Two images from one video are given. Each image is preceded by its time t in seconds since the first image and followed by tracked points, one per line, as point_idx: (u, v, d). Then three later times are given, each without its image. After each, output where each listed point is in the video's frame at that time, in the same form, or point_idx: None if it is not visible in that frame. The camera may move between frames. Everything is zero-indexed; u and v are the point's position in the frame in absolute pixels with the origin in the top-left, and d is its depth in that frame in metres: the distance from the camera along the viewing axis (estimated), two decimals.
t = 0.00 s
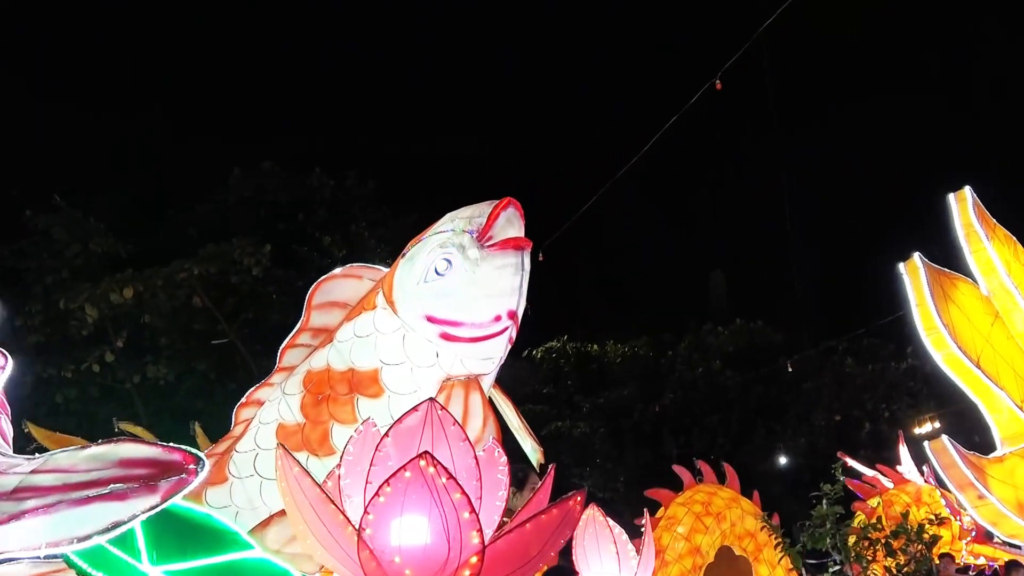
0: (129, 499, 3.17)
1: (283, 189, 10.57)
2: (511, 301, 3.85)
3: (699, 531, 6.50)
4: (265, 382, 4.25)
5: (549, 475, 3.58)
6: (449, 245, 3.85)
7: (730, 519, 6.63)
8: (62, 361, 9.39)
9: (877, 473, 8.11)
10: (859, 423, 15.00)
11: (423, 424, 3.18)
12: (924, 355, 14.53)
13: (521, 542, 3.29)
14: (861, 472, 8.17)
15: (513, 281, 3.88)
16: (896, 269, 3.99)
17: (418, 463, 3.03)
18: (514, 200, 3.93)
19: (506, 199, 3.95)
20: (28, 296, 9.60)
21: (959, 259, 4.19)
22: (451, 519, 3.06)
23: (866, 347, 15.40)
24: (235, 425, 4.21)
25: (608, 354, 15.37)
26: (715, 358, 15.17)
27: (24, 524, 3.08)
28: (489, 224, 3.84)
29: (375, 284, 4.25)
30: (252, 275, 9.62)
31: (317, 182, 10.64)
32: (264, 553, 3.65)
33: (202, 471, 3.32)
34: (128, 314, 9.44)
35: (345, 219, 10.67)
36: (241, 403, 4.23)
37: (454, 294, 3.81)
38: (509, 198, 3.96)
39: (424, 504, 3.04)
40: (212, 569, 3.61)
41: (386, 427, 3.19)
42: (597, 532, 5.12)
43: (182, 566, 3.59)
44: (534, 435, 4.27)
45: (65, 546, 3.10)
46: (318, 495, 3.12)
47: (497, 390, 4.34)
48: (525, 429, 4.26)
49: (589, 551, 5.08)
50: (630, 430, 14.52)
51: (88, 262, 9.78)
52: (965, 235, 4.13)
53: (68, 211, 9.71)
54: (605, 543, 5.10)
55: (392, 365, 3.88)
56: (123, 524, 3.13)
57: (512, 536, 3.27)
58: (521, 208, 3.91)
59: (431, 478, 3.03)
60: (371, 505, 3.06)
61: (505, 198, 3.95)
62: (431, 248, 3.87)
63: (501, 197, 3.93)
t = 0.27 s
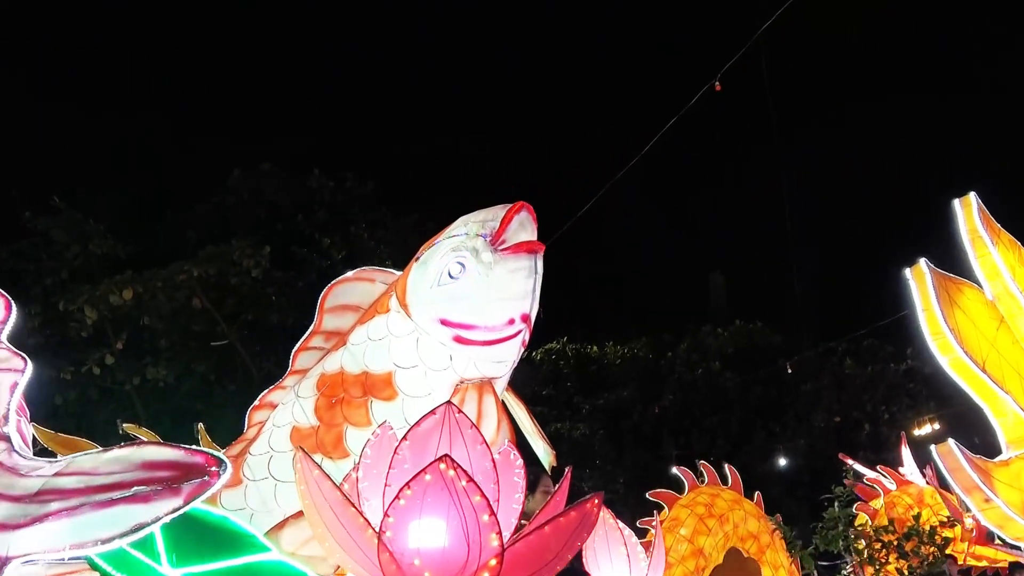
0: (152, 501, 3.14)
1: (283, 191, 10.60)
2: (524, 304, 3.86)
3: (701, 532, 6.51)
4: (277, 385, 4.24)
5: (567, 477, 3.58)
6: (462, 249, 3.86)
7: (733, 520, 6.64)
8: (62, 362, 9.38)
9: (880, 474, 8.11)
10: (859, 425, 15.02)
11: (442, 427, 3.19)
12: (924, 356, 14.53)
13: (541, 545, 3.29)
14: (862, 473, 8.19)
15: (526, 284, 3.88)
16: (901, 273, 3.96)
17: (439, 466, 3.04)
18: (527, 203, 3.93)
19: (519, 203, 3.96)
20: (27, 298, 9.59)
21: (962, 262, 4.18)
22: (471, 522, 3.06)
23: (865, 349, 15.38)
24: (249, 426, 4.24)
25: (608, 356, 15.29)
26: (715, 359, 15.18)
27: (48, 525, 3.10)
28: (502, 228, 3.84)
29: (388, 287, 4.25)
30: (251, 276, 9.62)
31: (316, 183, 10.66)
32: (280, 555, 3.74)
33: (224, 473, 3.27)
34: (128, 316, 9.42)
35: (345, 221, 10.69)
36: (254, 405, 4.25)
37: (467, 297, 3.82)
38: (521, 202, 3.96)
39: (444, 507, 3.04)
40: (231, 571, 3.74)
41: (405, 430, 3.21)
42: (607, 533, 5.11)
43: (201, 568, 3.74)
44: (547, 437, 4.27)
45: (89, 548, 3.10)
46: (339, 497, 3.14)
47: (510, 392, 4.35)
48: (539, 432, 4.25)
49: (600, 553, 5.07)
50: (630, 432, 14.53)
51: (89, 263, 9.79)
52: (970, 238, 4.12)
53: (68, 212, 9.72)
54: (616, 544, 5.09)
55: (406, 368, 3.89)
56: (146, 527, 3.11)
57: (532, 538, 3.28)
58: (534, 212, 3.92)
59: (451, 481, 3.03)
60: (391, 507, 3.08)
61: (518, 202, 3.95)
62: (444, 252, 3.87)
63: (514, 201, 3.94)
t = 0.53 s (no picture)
0: (182, 506, 3.02)
1: (283, 191, 10.62)
2: (540, 307, 3.88)
3: (706, 534, 6.55)
4: (293, 388, 4.28)
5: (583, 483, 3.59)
6: (477, 253, 3.88)
7: (737, 522, 6.58)
8: (63, 364, 9.38)
9: (883, 476, 8.10)
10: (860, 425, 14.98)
11: (462, 431, 3.20)
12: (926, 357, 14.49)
13: (562, 547, 3.30)
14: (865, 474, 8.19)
15: (542, 288, 3.91)
16: (913, 277, 4.08)
17: (462, 469, 3.05)
18: (542, 208, 3.96)
19: (534, 208, 3.99)
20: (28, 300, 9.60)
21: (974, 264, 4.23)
22: (495, 525, 3.06)
23: (865, 349, 15.38)
24: (264, 430, 4.25)
25: (609, 357, 15.18)
26: (715, 360, 15.20)
27: (78, 531, 2.96)
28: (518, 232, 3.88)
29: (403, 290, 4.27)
30: (252, 278, 9.53)
31: (316, 185, 10.66)
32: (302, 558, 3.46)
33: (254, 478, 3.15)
34: (129, 318, 9.41)
35: (344, 223, 10.70)
36: (270, 408, 4.27)
37: (484, 301, 3.84)
38: (537, 207, 3.99)
39: (467, 511, 3.05)
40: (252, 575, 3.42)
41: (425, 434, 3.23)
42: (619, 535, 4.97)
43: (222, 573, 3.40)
44: (560, 439, 4.30)
45: (119, 553, 2.96)
46: (363, 500, 3.15)
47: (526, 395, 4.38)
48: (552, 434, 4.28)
49: (612, 556, 4.93)
50: (631, 433, 14.50)
51: (89, 264, 9.81)
52: (980, 244, 4.17)
53: (68, 214, 9.73)
54: (629, 546, 4.96)
55: (422, 371, 3.88)
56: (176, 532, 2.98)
57: (553, 541, 3.29)
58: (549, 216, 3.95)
59: (474, 484, 3.04)
60: (415, 509, 3.09)
61: (533, 206, 3.99)
62: (460, 255, 3.90)
63: (529, 206, 3.97)
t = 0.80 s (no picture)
0: (212, 508, 2.86)
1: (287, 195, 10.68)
2: (558, 310, 3.88)
3: (713, 536, 6.53)
4: (312, 391, 4.26)
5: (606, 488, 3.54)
6: (496, 256, 3.89)
7: (745, 523, 6.58)
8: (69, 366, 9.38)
9: (890, 478, 8.09)
10: (866, 427, 14.92)
11: (485, 434, 3.14)
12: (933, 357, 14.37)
13: (587, 551, 3.23)
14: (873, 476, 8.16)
15: (561, 291, 3.91)
16: (926, 283, 4.13)
17: (488, 473, 2.96)
18: (560, 211, 3.96)
19: (553, 211, 3.99)
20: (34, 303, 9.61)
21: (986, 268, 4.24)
22: (521, 528, 2.98)
23: (871, 351, 15.32)
24: (284, 432, 4.23)
25: (613, 359, 15.20)
26: (719, 361, 15.21)
27: (106, 534, 2.82)
28: (536, 235, 3.88)
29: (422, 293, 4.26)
30: (257, 280, 9.63)
31: (320, 188, 10.68)
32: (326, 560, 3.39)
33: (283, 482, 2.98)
34: (134, 320, 9.39)
35: (348, 225, 10.71)
36: (289, 410, 4.25)
37: (504, 304, 3.83)
38: (555, 210, 4.00)
39: (493, 514, 2.97)
40: None
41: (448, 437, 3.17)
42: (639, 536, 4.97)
43: None
44: (580, 438, 4.31)
45: (149, 555, 2.81)
46: (389, 503, 3.07)
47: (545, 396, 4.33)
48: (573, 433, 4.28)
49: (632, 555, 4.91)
50: (636, 435, 14.46)
51: (95, 266, 9.84)
52: (991, 245, 4.19)
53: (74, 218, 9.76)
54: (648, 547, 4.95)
55: (442, 373, 3.89)
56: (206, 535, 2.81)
57: (577, 543, 3.22)
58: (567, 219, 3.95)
59: (500, 486, 2.96)
60: (441, 512, 3.00)
61: (552, 209, 3.99)
62: (479, 258, 3.90)
63: (547, 209, 3.98)
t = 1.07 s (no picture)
0: (241, 512, 2.77)
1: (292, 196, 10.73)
2: (577, 313, 3.88)
3: (723, 537, 6.49)
4: (330, 394, 4.25)
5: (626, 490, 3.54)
6: (515, 259, 3.88)
7: (753, 524, 6.59)
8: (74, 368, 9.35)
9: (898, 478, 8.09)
10: (871, 428, 14.88)
11: (508, 437, 3.12)
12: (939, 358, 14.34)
13: (610, 553, 3.22)
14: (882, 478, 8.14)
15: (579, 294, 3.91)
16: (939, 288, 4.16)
17: (513, 475, 2.93)
18: (578, 215, 3.97)
19: (570, 214, 4.00)
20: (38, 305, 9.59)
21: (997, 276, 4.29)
22: (546, 530, 2.97)
23: (876, 351, 15.27)
24: (302, 434, 4.22)
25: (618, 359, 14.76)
26: (725, 362, 15.18)
27: (136, 538, 2.72)
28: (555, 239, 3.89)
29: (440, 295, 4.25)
30: (262, 282, 9.68)
31: (325, 189, 10.71)
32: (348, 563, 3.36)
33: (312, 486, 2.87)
34: (139, 322, 9.34)
35: (352, 226, 10.73)
36: (307, 414, 4.25)
37: (522, 307, 3.83)
38: (573, 213, 4.00)
39: (519, 517, 2.95)
40: None
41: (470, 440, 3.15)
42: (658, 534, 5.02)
43: None
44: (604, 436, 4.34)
45: (180, 560, 2.72)
46: (413, 505, 3.05)
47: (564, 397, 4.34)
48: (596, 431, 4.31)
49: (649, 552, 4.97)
50: (642, 436, 14.39)
51: (101, 268, 9.83)
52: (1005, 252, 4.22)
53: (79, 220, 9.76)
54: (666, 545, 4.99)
55: (461, 376, 3.88)
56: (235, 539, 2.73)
57: (600, 546, 3.21)
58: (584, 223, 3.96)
59: (525, 489, 2.93)
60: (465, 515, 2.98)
61: (569, 213, 4.00)
62: (498, 261, 3.89)
63: (565, 213, 3.98)
